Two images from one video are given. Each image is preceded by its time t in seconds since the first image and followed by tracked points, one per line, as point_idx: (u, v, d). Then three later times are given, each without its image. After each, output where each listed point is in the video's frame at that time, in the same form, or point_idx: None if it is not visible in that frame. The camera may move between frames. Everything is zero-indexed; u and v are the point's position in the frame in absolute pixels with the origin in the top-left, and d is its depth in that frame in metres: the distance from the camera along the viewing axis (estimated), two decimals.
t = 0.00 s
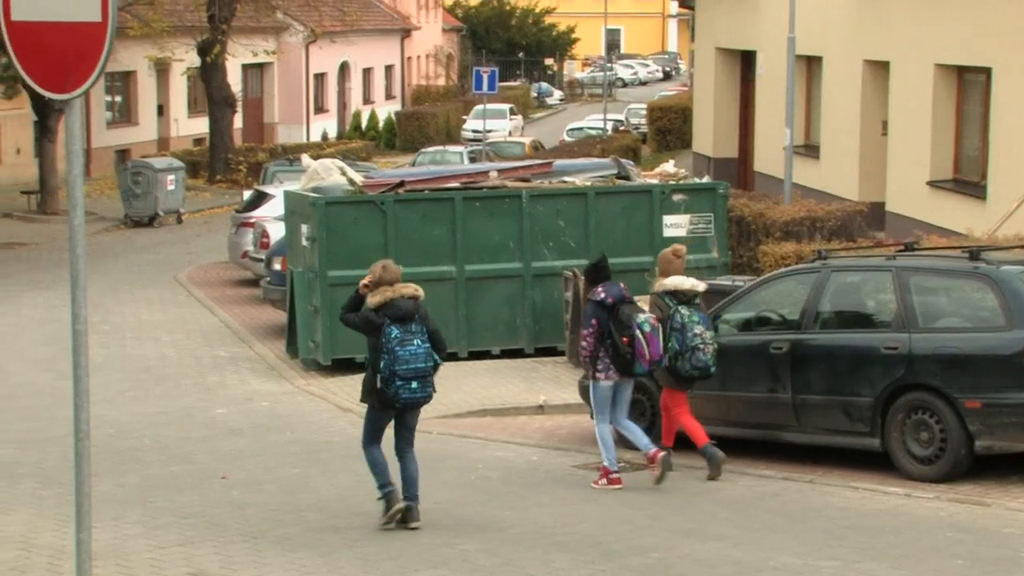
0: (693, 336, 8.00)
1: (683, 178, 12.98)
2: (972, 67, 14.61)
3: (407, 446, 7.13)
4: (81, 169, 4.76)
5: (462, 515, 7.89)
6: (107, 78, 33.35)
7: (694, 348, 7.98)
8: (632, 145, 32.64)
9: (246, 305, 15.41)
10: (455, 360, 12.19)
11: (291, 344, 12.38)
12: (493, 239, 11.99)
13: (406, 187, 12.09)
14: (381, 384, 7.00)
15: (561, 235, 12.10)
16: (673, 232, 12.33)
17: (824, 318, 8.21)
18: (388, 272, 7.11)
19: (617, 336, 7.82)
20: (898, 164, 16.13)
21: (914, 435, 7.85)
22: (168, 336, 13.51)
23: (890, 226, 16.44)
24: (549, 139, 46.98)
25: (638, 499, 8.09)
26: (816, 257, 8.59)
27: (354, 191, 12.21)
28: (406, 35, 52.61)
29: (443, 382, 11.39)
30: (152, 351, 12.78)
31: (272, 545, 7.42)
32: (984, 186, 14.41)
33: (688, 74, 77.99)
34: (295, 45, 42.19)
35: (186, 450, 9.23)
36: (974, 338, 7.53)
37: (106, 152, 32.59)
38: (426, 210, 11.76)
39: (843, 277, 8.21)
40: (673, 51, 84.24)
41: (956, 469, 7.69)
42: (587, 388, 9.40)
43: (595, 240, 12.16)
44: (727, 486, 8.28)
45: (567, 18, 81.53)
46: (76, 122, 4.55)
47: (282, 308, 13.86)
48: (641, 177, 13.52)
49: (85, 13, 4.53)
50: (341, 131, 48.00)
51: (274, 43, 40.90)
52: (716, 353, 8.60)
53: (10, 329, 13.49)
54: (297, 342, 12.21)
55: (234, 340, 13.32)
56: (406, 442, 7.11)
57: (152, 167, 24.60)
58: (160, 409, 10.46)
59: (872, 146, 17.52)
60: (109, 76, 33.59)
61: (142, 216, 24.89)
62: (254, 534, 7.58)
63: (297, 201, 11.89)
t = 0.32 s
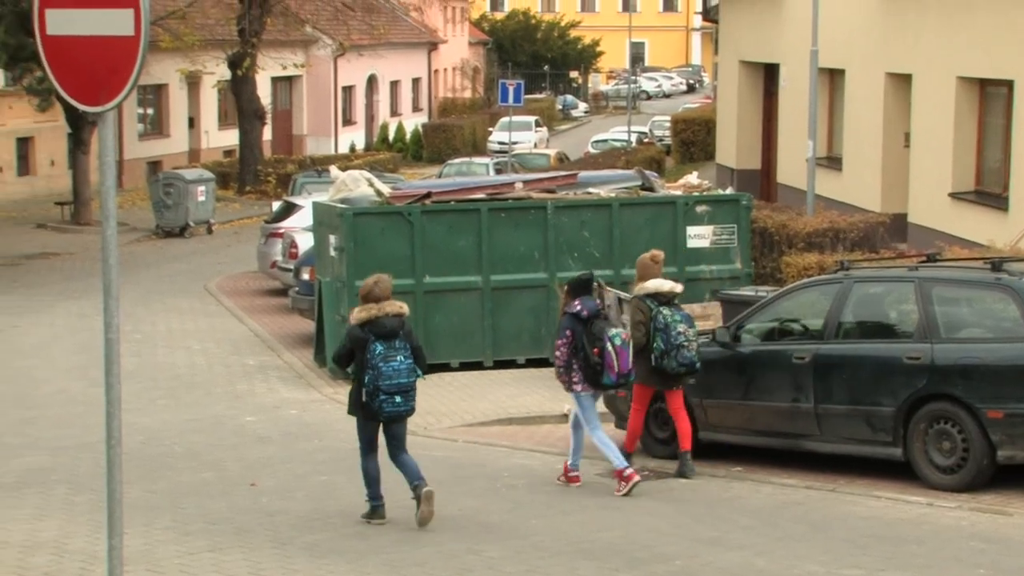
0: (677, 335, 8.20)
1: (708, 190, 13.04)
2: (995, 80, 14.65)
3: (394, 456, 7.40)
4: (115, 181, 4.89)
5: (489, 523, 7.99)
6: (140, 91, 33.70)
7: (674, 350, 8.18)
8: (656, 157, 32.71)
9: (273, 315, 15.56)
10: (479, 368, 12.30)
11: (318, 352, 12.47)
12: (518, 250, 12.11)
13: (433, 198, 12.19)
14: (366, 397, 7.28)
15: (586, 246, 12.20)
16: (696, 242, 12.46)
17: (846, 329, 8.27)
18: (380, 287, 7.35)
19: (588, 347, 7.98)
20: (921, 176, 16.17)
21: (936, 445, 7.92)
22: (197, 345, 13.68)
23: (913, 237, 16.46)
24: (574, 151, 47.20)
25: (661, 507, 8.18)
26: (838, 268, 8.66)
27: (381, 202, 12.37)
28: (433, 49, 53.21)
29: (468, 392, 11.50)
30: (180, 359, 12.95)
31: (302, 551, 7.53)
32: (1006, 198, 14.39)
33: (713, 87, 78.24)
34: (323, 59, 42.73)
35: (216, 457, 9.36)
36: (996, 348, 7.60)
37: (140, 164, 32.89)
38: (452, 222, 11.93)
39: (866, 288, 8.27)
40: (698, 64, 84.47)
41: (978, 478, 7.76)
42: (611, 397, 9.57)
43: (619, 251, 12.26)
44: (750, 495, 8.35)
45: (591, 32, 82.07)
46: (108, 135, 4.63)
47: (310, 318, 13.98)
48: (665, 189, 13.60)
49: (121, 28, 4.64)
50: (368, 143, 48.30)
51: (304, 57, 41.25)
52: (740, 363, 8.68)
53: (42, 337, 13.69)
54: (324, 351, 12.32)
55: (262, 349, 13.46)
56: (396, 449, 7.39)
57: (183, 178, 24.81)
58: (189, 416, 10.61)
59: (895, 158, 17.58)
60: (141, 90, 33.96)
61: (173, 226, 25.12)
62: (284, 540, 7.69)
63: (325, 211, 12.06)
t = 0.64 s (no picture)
0: (643, 337, 9.03)
1: (715, 207, 13.68)
2: (982, 104, 15.20)
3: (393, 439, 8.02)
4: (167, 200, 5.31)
5: (513, 514, 8.65)
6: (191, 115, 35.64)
7: (641, 350, 9.00)
8: (667, 176, 34.09)
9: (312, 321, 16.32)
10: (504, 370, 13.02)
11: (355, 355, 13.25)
12: (540, 262, 12.76)
13: (461, 215, 12.94)
14: (369, 387, 7.92)
15: (602, 258, 12.85)
16: (705, 254, 13.11)
17: (844, 335, 8.89)
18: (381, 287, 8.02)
19: (571, 341, 8.68)
20: (914, 192, 16.75)
21: (928, 443, 8.52)
22: (238, 348, 14.42)
23: (907, 250, 17.05)
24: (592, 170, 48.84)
25: (672, 501, 8.81)
26: (838, 279, 9.28)
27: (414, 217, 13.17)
28: (461, 75, 55.54)
29: (494, 393, 12.17)
30: (222, 361, 13.70)
31: (340, 540, 8.19)
32: (993, 214, 14.96)
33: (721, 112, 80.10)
34: (361, 86, 45.27)
35: (259, 453, 10.06)
36: (984, 353, 8.18)
37: (191, 182, 34.82)
38: (478, 235, 12.60)
39: (863, 298, 8.88)
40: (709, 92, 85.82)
41: (967, 474, 8.35)
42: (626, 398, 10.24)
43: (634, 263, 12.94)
44: (755, 489, 8.96)
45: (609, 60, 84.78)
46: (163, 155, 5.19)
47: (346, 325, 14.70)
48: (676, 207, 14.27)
49: (173, 56, 5.15)
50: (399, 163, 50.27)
51: (341, 83, 42.95)
52: (746, 367, 9.32)
53: (93, 342, 14.52)
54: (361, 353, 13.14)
55: (298, 353, 14.19)
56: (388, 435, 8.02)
57: (231, 196, 26.38)
58: (233, 415, 11.34)
59: (889, 178, 18.16)
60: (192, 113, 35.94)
61: (221, 240, 26.76)
62: (326, 529, 8.37)
63: (361, 226, 12.79)
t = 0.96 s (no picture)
0: (615, 338, 10.66)
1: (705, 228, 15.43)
2: (930, 139, 16.64)
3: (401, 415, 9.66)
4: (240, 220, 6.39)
5: (532, 486, 10.25)
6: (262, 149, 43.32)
7: (611, 349, 10.61)
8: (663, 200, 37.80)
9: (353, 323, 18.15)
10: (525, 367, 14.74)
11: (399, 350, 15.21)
12: (555, 273, 14.47)
13: (489, 233, 14.76)
14: (382, 374, 9.52)
15: (608, 270, 14.60)
16: (694, 268, 14.83)
17: (813, 336, 10.43)
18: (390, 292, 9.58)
19: (540, 342, 10.34)
20: (873, 214, 18.25)
21: (885, 427, 10.01)
22: (289, 347, 16.18)
23: (866, 265, 18.59)
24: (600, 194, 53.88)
25: (668, 476, 10.37)
26: (809, 288, 10.84)
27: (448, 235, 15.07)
28: (488, 114, 62.35)
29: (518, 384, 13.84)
30: (275, 357, 15.46)
31: (387, 508, 9.79)
32: (938, 233, 16.46)
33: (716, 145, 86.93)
34: (403, 123, 51.93)
35: (316, 434, 11.74)
36: (930, 351, 9.69)
37: (261, 205, 42.50)
38: (503, 250, 14.30)
39: (830, 303, 10.42)
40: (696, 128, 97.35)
41: (917, 454, 9.84)
42: (628, 388, 11.91)
43: (634, 274, 14.70)
44: (739, 466, 10.50)
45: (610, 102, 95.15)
46: (236, 180, 6.28)
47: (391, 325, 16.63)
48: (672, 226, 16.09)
49: (246, 99, 6.26)
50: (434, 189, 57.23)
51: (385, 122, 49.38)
52: (730, 362, 10.91)
53: (161, 343, 16.38)
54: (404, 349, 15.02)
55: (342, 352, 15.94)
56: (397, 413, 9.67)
57: (293, 216, 31.34)
58: (292, 401, 13.06)
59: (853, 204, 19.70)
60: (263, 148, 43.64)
61: (285, 254, 31.73)
62: (375, 498, 10.00)
63: (403, 242, 14.61)
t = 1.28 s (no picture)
0: (596, 332, 12.56)
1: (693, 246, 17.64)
2: (884, 171, 18.99)
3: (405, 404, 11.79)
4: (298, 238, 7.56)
5: (545, 466, 12.07)
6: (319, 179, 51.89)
7: (592, 342, 12.55)
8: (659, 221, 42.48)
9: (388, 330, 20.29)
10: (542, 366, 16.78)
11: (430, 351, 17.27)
12: (566, 284, 16.61)
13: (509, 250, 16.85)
14: (389, 371, 11.65)
15: (611, 281, 16.76)
16: (685, 280, 17.02)
17: (786, 338, 12.19)
18: (396, 303, 11.71)
19: (525, 344, 12.34)
20: (838, 233, 20.69)
21: (848, 416, 11.71)
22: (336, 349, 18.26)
23: (831, 277, 21.07)
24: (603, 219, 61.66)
25: (663, 458, 12.15)
26: (783, 297, 12.61)
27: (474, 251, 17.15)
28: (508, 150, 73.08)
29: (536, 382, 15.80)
30: (319, 357, 17.48)
31: (422, 483, 11.66)
32: (892, 250, 18.83)
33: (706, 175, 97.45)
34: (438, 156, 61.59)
35: (361, 422, 13.69)
36: (885, 351, 11.35)
37: (316, 227, 50.78)
38: (522, 265, 16.41)
39: (800, 310, 12.18)
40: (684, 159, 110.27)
41: (874, 439, 11.52)
42: (628, 383, 13.78)
43: (634, 285, 16.86)
44: (724, 450, 12.25)
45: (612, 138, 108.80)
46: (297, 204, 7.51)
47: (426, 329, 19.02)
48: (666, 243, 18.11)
49: (302, 136, 7.51)
50: (457, 217, 64.13)
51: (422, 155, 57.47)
52: (715, 361, 12.74)
53: (222, 345, 18.52)
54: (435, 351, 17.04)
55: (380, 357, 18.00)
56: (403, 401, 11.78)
57: (343, 236, 36.56)
58: (338, 395, 15.02)
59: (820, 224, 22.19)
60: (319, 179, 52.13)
61: (338, 267, 36.86)
62: (413, 474, 11.88)
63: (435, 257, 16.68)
